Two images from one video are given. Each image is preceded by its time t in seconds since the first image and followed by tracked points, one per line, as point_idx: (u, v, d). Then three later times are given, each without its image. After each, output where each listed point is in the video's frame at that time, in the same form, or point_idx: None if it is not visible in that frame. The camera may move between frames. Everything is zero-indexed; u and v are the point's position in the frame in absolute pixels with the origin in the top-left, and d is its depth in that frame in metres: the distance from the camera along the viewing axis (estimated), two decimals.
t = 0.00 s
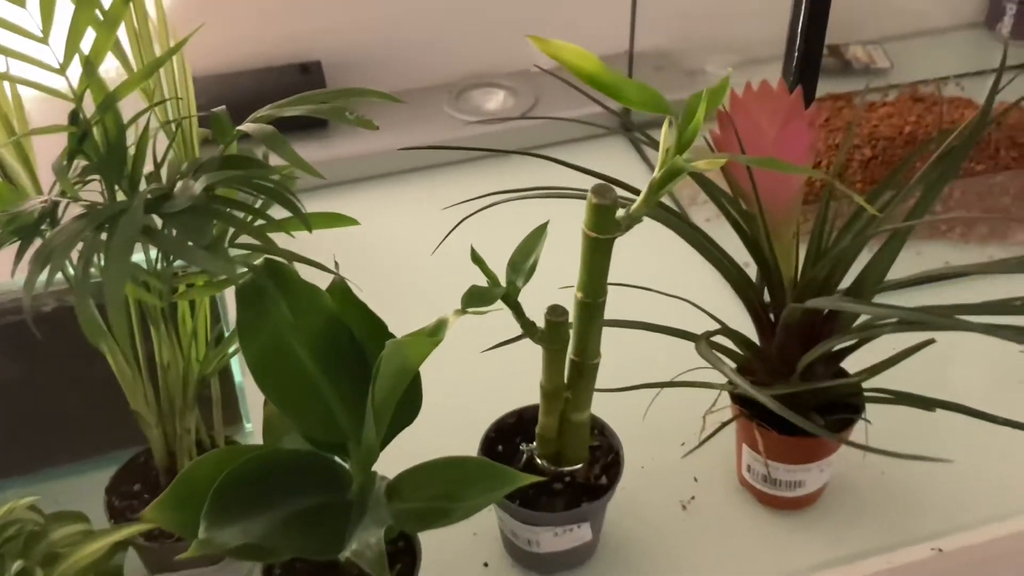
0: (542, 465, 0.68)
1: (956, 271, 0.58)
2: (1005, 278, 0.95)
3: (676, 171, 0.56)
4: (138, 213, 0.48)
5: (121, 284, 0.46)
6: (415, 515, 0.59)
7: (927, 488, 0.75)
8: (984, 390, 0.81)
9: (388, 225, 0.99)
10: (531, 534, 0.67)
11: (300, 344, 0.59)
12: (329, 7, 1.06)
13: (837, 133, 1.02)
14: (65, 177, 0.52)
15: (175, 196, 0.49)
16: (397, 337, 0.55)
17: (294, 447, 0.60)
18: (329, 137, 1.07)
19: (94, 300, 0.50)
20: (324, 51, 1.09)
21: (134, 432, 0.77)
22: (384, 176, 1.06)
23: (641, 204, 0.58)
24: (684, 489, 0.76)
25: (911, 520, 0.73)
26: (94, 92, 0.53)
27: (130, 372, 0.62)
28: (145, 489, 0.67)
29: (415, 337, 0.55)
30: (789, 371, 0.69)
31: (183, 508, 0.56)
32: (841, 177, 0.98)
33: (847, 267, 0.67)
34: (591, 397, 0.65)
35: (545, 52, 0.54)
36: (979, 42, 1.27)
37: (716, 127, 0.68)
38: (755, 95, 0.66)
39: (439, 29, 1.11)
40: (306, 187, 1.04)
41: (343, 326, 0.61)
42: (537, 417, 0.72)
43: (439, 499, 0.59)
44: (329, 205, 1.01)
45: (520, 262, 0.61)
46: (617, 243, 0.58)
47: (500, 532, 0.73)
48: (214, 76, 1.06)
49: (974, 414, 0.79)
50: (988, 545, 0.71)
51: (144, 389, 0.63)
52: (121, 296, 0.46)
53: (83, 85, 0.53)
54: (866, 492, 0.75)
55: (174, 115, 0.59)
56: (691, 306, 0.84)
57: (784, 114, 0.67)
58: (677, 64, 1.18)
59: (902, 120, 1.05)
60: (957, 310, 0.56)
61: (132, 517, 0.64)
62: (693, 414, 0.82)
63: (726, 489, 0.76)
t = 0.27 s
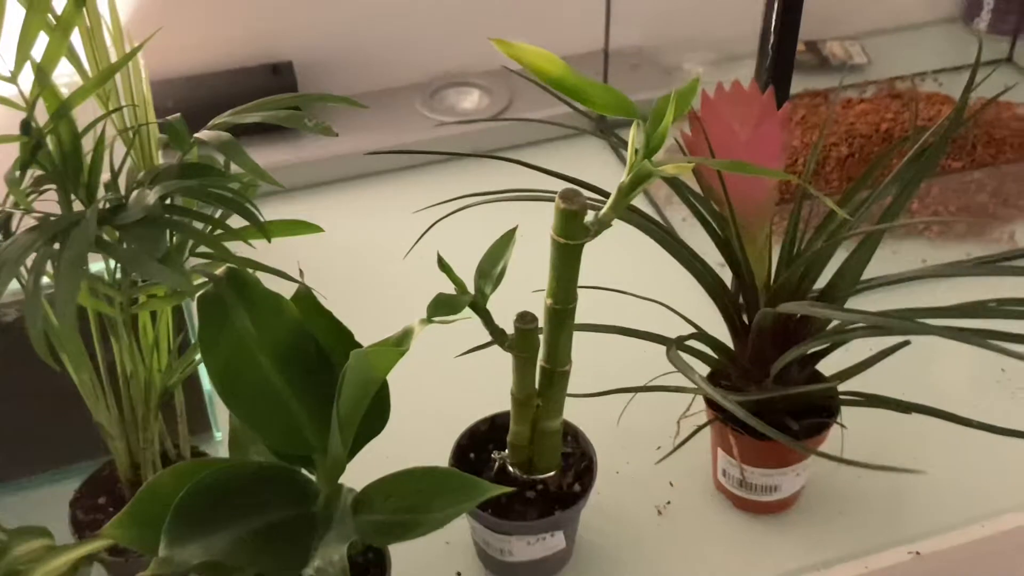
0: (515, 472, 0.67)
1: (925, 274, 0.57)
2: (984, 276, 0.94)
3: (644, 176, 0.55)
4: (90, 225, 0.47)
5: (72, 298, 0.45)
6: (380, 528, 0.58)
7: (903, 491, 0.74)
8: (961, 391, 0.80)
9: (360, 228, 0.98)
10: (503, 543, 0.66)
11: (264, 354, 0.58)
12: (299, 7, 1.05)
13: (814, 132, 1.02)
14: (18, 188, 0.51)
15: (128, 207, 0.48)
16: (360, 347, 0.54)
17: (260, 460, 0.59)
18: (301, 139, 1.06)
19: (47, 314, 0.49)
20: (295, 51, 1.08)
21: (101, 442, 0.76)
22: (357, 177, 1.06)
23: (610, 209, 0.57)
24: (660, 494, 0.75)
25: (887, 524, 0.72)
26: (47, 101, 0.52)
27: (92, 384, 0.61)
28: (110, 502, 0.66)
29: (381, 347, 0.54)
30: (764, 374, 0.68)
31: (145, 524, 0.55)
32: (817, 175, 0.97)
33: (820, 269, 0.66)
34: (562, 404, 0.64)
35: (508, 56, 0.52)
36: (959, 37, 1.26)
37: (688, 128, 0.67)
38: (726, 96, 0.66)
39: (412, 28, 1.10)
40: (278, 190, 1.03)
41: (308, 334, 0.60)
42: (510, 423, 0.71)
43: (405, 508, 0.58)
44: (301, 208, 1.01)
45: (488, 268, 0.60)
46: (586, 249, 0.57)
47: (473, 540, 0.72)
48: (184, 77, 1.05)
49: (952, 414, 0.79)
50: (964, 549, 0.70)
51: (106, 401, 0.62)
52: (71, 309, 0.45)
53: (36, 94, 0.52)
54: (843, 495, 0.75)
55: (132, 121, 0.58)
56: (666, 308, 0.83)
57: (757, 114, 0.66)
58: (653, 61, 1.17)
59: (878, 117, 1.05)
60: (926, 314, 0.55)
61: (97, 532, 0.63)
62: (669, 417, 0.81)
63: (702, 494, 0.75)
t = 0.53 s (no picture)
0: (488, 487, 0.66)
1: (901, 286, 0.56)
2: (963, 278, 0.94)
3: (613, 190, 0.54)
4: (44, 247, 0.46)
5: (25, 323, 0.44)
6: (351, 549, 0.57)
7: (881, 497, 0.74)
8: (939, 397, 0.80)
9: (334, 238, 0.98)
10: (476, 558, 0.65)
11: (227, 373, 0.57)
12: (270, 13, 1.04)
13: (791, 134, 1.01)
14: None
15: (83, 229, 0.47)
16: (326, 366, 0.53)
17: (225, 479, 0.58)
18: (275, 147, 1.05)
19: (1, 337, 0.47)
20: (267, 56, 1.07)
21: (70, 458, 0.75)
22: (330, 185, 1.05)
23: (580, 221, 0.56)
24: (636, 506, 0.75)
25: (865, 533, 0.72)
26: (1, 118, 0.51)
27: (56, 405, 0.60)
28: (77, 522, 0.65)
29: (347, 367, 0.53)
30: (739, 384, 0.68)
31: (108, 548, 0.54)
32: (795, 179, 0.96)
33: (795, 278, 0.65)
34: (534, 419, 0.63)
35: (473, 69, 0.52)
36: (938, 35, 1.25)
37: (659, 136, 0.67)
38: (697, 103, 0.65)
39: (386, 33, 1.09)
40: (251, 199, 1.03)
41: (274, 351, 0.59)
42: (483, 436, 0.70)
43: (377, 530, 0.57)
44: (275, 218, 1.00)
45: (457, 283, 0.59)
46: (555, 262, 0.56)
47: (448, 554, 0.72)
48: (155, 85, 1.04)
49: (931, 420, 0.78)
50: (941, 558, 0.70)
51: (70, 421, 0.61)
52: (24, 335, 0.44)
53: None
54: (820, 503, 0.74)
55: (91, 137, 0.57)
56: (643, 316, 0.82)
57: (728, 121, 0.66)
58: (630, 63, 1.17)
59: (855, 120, 1.04)
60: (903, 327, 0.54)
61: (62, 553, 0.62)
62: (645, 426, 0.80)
63: (679, 504, 0.75)
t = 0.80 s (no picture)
0: (465, 502, 0.65)
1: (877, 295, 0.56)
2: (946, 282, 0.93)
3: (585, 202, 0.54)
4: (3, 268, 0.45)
5: None
6: (324, 567, 0.57)
7: (864, 505, 0.74)
8: (921, 404, 0.80)
9: (311, 248, 0.97)
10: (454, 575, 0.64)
11: (197, 391, 0.56)
12: (246, 20, 1.04)
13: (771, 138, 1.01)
14: None
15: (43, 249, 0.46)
16: (295, 384, 0.52)
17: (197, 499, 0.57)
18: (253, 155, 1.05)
19: None
20: (244, 63, 1.06)
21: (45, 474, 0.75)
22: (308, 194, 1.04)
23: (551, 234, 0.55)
24: (617, 517, 0.74)
25: (847, 541, 0.71)
26: None
27: (25, 424, 0.59)
28: (50, 542, 0.64)
29: (316, 385, 0.52)
30: (717, 395, 0.67)
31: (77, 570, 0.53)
32: (776, 183, 0.96)
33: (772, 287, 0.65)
34: (511, 432, 0.63)
35: (441, 82, 0.51)
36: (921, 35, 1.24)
37: (634, 145, 0.66)
38: (672, 112, 0.65)
39: (363, 38, 1.09)
40: (229, 208, 1.02)
41: (245, 369, 0.58)
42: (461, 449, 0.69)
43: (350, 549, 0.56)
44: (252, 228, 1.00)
45: (430, 296, 0.59)
46: (528, 275, 0.55)
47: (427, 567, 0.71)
48: (131, 95, 1.04)
49: (913, 427, 0.78)
50: (923, 566, 0.69)
51: (39, 441, 0.60)
52: None
53: None
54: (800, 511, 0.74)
55: (55, 154, 0.56)
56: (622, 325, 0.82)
57: (703, 130, 0.65)
58: (610, 67, 1.16)
59: (837, 122, 1.04)
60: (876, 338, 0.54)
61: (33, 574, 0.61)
62: (626, 436, 0.80)
63: (660, 515, 0.74)
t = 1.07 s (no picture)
0: (444, 515, 0.65)
1: (857, 304, 0.55)
2: (929, 285, 0.93)
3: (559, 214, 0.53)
4: None
5: None
6: None
7: (847, 511, 0.73)
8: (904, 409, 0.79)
9: (293, 256, 0.96)
10: None
11: (170, 409, 0.55)
12: (225, 28, 1.03)
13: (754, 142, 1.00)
14: None
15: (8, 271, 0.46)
16: (268, 402, 0.52)
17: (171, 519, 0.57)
18: (234, 164, 1.04)
19: None
20: (224, 71, 1.06)
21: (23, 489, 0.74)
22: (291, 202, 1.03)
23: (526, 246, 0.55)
24: (599, 527, 0.73)
25: (832, 550, 0.71)
26: None
27: None
28: (24, 561, 0.64)
29: (288, 402, 0.52)
30: (697, 404, 0.66)
31: None
32: (759, 188, 0.96)
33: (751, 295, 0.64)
34: (489, 446, 0.62)
35: (411, 95, 0.50)
36: (905, 36, 1.24)
37: (612, 154, 0.66)
38: (649, 120, 0.64)
39: (344, 44, 1.08)
40: (210, 217, 1.01)
41: (218, 385, 0.58)
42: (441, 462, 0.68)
43: (326, 565, 0.56)
44: (233, 236, 0.98)
45: (405, 309, 0.58)
46: (503, 287, 0.55)
47: None
48: (109, 104, 1.03)
49: (896, 433, 0.77)
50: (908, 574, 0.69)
51: (11, 460, 0.60)
52: None
53: None
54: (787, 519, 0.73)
55: (22, 171, 0.56)
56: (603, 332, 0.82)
57: (680, 139, 0.65)
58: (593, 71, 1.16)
59: (821, 125, 1.04)
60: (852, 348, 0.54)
61: None
62: (608, 445, 0.79)
63: (642, 524, 0.74)
